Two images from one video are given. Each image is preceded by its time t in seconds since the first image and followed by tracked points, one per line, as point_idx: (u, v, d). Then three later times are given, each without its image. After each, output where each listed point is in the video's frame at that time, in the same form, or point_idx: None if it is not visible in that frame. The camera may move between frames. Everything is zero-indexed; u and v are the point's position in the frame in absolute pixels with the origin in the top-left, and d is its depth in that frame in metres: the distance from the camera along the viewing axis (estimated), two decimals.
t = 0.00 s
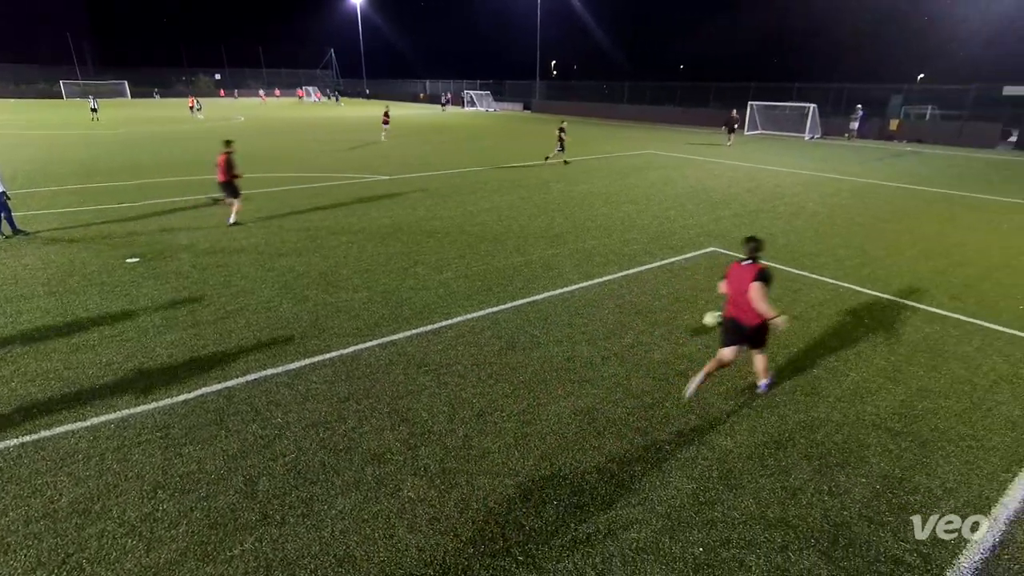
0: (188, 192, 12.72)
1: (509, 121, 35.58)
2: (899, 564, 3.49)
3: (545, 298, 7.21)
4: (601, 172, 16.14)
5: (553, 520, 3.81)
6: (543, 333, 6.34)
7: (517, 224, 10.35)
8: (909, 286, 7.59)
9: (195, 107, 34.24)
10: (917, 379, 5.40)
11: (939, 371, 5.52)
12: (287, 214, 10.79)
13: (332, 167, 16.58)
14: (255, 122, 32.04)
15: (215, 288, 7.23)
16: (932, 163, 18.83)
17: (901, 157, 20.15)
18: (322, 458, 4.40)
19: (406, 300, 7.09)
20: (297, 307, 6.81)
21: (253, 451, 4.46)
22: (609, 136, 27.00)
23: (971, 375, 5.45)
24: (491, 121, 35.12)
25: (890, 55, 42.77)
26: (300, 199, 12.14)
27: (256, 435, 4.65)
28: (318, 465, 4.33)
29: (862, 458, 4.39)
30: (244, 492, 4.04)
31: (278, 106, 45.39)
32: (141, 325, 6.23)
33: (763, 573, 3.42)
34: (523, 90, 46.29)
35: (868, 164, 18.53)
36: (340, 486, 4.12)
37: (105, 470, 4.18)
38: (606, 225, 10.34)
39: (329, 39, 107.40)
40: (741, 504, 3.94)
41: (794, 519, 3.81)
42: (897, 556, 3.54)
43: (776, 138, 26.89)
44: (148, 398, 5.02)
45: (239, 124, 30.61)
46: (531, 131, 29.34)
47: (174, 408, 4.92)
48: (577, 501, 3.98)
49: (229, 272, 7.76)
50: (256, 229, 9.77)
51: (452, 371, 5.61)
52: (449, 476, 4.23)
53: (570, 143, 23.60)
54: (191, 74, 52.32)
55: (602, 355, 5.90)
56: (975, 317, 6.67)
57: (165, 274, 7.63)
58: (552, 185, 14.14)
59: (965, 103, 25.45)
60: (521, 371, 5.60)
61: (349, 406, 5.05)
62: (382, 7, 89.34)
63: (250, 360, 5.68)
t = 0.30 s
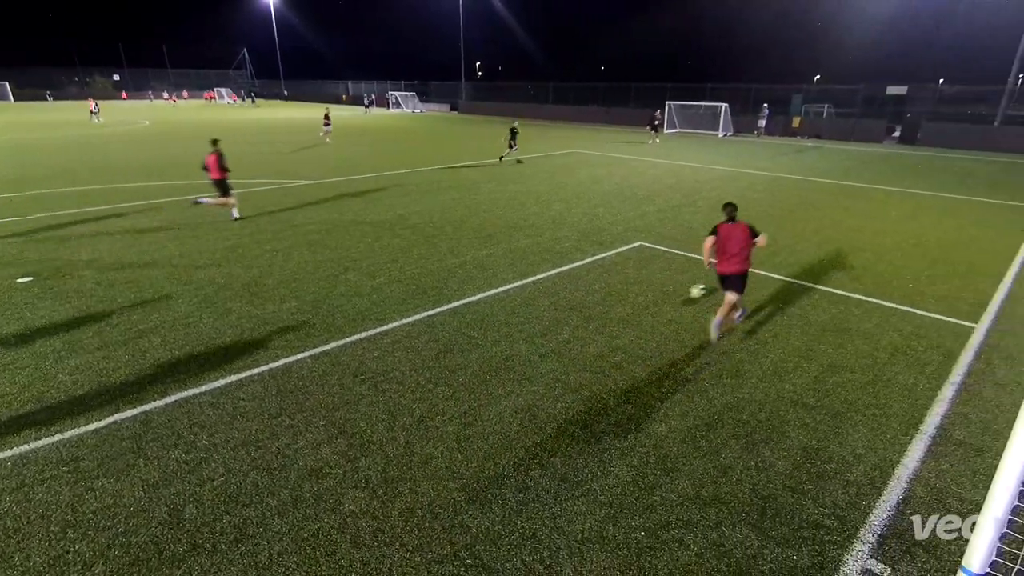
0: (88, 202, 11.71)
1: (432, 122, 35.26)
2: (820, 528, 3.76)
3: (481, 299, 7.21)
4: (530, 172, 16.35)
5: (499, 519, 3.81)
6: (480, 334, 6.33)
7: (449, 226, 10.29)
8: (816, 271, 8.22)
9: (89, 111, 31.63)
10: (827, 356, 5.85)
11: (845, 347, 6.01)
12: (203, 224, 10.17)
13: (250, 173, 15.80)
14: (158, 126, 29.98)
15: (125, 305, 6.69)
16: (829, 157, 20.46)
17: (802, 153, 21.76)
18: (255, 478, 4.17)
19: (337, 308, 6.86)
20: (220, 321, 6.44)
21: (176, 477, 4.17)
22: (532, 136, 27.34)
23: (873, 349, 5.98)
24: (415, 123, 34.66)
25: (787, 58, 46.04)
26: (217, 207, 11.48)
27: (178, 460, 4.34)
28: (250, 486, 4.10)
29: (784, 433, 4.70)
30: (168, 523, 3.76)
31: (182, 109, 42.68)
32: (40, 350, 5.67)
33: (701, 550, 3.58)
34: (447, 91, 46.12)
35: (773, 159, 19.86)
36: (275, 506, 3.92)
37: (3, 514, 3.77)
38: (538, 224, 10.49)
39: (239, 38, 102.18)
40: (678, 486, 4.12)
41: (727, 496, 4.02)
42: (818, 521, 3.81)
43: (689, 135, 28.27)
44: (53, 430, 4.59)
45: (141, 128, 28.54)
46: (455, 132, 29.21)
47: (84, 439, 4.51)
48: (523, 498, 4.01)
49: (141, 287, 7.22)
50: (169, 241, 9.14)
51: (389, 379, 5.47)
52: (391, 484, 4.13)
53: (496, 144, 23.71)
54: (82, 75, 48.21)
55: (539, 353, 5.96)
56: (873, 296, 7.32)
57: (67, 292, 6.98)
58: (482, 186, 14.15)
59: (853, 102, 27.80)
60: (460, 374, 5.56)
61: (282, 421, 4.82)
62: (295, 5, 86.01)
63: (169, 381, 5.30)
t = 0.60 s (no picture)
0: None
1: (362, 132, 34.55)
2: (759, 511, 3.95)
3: (423, 309, 7.12)
4: (466, 179, 16.37)
5: (450, 531, 3.76)
6: (424, 344, 6.25)
7: (387, 236, 10.10)
8: (742, 268, 8.67)
9: None
10: (756, 348, 6.19)
11: (771, 339, 6.37)
12: (119, 242, 9.52)
13: (168, 187, 14.95)
14: (59, 137, 27.81)
15: (32, 332, 6.15)
16: (748, 161, 21.65)
17: (723, 157, 22.91)
18: (186, 511, 3.90)
19: (272, 325, 6.59)
20: (141, 345, 6.03)
21: (96, 516, 3.84)
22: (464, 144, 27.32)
23: (797, 339, 6.38)
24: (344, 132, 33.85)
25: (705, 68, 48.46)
26: (134, 224, 10.74)
27: (97, 499, 4.00)
28: (181, 520, 3.83)
29: (721, 423, 4.92)
30: (88, 567, 3.46)
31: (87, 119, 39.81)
32: None
33: (650, 543, 3.67)
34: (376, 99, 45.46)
35: (698, 163, 20.82)
36: (210, 538, 3.68)
37: None
38: (477, 231, 10.50)
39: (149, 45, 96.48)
40: (625, 483, 4.21)
41: (671, 489, 4.15)
42: (756, 506, 4.00)
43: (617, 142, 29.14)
44: None
45: (39, 140, 26.38)
46: (386, 141, 28.82)
47: None
48: (474, 508, 3.96)
49: (51, 312, 6.67)
50: (81, 261, 8.49)
51: (330, 396, 5.28)
52: (337, 505, 3.97)
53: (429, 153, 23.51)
54: None
55: (485, 360, 5.95)
56: (794, 290, 7.81)
57: None
58: (418, 194, 14.03)
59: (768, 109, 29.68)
60: (404, 386, 5.45)
61: (215, 448, 4.55)
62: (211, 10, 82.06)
63: (85, 414, 4.89)
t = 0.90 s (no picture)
0: None
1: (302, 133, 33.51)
2: (710, 496, 4.09)
3: (375, 313, 6.98)
4: (414, 180, 16.19)
5: (410, 537, 3.70)
6: (376, 349, 6.13)
7: (334, 240, 9.83)
8: (687, 262, 8.96)
9: None
10: (703, 339, 6.41)
11: (716, 329, 6.62)
12: (40, 253, 8.88)
13: (92, 193, 14.05)
14: None
15: None
16: (687, 158, 22.37)
17: (664, 155, 23.57)
18: (125, 537, 3.67)
19: (214, 335, 6.31)
20: (69, 363, 5.65)
21: (22, 551, 3.56)
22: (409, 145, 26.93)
23: (740, 328, 6.65)
24: (282, 134, 32.70)
25: (644, 68, 49.71)
26: (56, 233, 10.04)
27: (23, 531, 3.70)
28: (119, 547, 3.60)
29: (672, 413, 5.07)
30: None
31: None
32: None
33: (609, 535, 3.74)
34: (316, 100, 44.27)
35: (641, 161, 21.34)
36: (152, 564, 3.48)
37: None
38: (427, 233, 10.40)
39: (63, 42, 90.08)
40: (582, 477, 4.27)
41: (627, 480, 4.24)
42: (708, 491, 4.15)
43: (561, 141, 29.47)
44: None
45: None
46: (327, 142, 28.08)
47: None
48: (433, 512, 3.92)
49: None
50: None
51: (278, 407, 5.09)
52: (291, 519, 3.83)
53: (374, 154, 23.04)
54: None
55: (440, 363, 5.89)
56: (736, 282, 8.13)
57: None
58: (365, 196, 13.75)
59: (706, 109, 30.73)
60: (357, 393, 5.32)
61: (155, 468, 4.30)
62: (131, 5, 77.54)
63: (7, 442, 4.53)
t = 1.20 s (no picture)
0: None
1: (266, 134, 32.81)
2: (684, 489, 4.16)
3: (346, 317, 6.87)
4: (383, 181, 16.03)
5: (387, 542, 3.65)
6: (349, 353, 6.04)
7: (302, 243, 9.67)
8: (657, 259, 9.08)
9: None
10: (674, 335, 6.52)
11: (688, 325, 6.74)
12: None
13: (44, 197, 13.50)
14: None
15: None
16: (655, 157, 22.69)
17: (633, 154, 23.85)
18: (89, 554, 3.53)
19: (180, 343, 6.12)
20: (21, 378, 5.40)
21: None
22: (377, 145, 26.64)
23: (710, 324, 6.78)
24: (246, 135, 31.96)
25: (611, 69, 50.21)
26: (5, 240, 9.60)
27: None
28: (83, 564, 3.46)
29: (645, 408, 5.14)
30: None
31: None
32: None
33: (586, 531, 3.77)
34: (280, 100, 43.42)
35: (610, 160, 21.54)
36: None
37: None
38: (397, 234, 10.31)
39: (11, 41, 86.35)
40: (559, 475, 4.29)
41: (603, 476, 4.29)
42: (682, 484, 4.22)
43: (530, 140, 29.54)
44: None
45: None
46: (292, 142, 27.57)
47: None
48: (410, 516, 3.88)
49: None
50: None
51: (248, 415, 4.96)
52: (264, 528, 3.75)
53: (343, 155, 22.73)
54: None
55: (414, 365, 5.83)
56: (705, 278, 8.29)
57: None
58: (333, 198, 13.55)
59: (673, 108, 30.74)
60: (329, 398, 5.23)
61: (120, 480, 4.16)
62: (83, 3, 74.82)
63: None
